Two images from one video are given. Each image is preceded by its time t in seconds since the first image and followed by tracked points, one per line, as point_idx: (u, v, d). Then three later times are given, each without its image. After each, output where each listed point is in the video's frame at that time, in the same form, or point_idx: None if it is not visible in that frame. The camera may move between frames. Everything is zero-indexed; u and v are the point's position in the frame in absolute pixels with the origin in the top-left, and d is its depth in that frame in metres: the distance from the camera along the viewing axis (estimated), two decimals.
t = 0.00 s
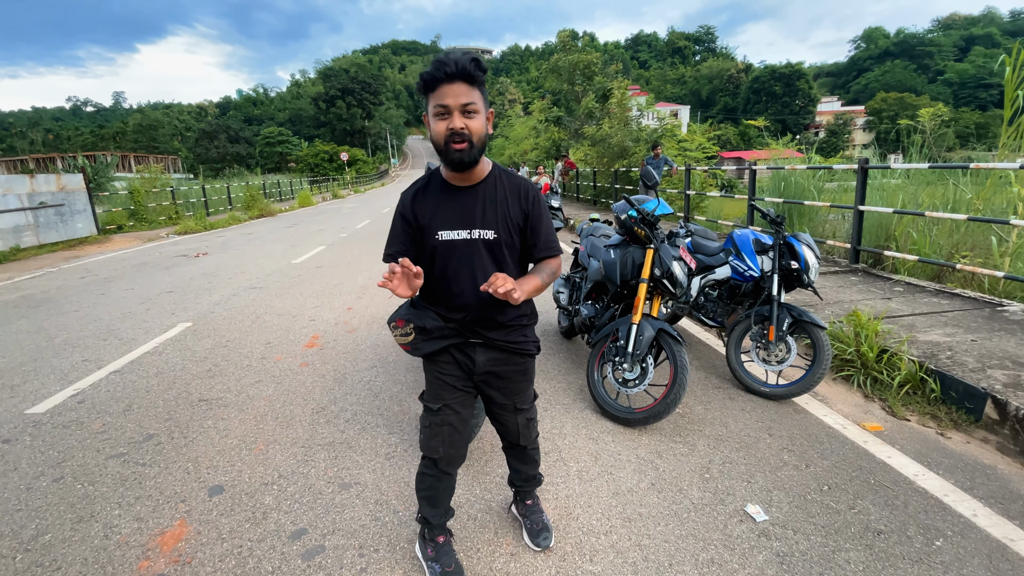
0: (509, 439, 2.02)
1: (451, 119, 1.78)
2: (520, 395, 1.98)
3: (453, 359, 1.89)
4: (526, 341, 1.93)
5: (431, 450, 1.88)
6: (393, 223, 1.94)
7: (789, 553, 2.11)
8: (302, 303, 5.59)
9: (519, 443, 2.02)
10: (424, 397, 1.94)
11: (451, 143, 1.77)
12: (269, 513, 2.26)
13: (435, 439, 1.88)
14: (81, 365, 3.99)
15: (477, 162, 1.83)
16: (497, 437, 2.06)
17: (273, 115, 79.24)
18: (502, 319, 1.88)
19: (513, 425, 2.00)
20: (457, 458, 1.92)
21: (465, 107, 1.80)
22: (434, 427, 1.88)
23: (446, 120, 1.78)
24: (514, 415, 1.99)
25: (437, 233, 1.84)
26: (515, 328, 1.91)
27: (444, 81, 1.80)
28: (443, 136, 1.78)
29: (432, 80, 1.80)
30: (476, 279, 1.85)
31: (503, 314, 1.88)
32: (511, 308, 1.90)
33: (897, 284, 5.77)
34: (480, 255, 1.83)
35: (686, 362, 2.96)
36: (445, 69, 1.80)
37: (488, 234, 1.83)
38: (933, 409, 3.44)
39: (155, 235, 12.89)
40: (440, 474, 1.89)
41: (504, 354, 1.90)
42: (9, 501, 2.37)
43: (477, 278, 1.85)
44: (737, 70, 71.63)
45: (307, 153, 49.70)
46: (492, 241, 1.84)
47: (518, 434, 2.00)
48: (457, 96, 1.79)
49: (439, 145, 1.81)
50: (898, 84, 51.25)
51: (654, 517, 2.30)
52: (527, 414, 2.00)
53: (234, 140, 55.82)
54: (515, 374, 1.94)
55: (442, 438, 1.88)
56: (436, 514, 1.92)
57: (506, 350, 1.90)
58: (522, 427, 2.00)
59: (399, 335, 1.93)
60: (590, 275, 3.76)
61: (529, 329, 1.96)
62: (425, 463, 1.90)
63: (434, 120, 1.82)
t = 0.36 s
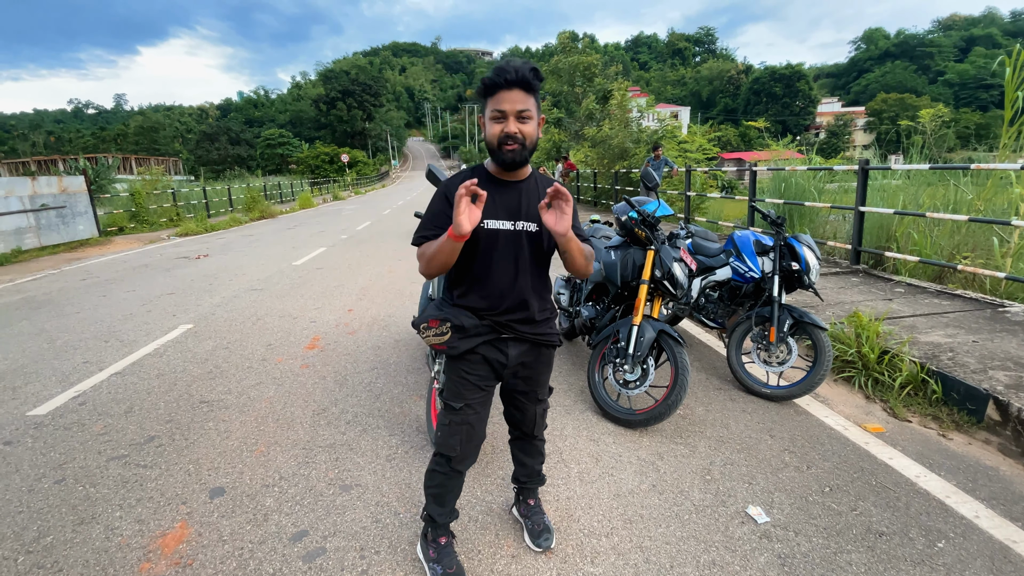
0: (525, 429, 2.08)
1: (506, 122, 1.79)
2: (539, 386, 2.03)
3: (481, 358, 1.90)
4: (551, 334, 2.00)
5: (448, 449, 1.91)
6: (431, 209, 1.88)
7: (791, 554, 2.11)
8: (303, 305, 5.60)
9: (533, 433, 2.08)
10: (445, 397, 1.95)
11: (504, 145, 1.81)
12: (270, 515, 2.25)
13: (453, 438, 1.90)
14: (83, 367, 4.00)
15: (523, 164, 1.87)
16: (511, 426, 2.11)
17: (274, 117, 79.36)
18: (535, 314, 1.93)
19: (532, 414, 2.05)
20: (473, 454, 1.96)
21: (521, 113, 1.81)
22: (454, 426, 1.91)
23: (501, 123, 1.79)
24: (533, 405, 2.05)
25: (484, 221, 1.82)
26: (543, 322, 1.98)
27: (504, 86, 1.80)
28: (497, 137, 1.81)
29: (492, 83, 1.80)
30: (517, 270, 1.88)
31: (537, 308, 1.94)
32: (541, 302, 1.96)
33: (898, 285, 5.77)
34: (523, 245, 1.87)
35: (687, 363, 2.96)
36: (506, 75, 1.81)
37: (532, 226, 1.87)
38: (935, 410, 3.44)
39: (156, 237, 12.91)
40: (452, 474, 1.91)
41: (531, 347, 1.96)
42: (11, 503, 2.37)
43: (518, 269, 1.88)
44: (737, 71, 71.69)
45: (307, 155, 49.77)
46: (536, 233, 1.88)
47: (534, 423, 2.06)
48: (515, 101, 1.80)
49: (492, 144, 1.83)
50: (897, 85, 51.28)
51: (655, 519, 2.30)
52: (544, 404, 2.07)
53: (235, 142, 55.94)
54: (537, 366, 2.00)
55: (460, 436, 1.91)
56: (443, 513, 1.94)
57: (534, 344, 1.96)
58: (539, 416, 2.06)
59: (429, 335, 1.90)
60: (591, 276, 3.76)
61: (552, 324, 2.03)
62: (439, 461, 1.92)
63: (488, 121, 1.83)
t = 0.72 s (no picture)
0: (531, 424, 2.09)
1: (536, 125, 1.86)
2: (546, 381, 2.05)
3: (492, 354, 1.91)
4: (559, 335, 2.02)
5: (457, 443, 1.91)
6: (452, 207, 1.88)
7: (794, 554, 2.11)
8: (305, 305, 5.60)
9: (539, 429, 2.09)
10: (455, 392, 1.95)
11: (532, 146, 1.85)
12: (273, 515, 2.25)
13: (462, 432, 1.91)
14: (85, 367, 4.00)
15: (547, 170, 1.91)
16: (517, 422, 2.12)
17: (275, 117, 79.43)
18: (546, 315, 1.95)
19: (539, 409, 2.07)
20: (482, 449, 1.97)
21: (551, 118, 1.88)
22: (464, 420, 1.91)
23: (534, 126, 1.85)
24: (539, 400, 2.06)
25: (503, 223, 1.86)
26: (552, 325, 2.00)
27: (538, 91, 1.88)
28: (525, 138, 1.86)
29: (527, 89, 1.88)
30: (532, 273, 1.90)
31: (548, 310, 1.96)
32: (552, 305, 1.98)
33: (900, 285, 5.76)
34: (540, 250, 1.90)
35: (689, 363, 2.95)
36: (541, 81, 1.88)
37: (550, 232, 1.91)
38: (938, 410, 3.43)
39: (157, 237, 12.92)
40: (459, 467, 1.92)
41: (540, 344, 1.98)
42: (14, 504, 2.37)
43: (533, 272, 1.90)
44: (738, 70, 71.67)
45: (309, 155, 49.81)
46: (552, 239, 1.92)
47: (540, 418, 2.07)
48: (547, 107, 1.88)
49: (519, 145, 1.87)
50: (898, 84, 51.25)
51: (658, 519, 2.30)
52: (551, 399, 2.08)
53: (236, 143, 56.01)
54: (545, 363, 2.01)
55: (468, 430, 1.92)
56: (449, 509, 1.94)
57: (542, 342, 1.97)
58: (546, 411, 2.08)
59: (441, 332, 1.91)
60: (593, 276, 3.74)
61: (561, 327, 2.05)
62: (447, 455, 1.93)
63: (519, 124, 1.89)
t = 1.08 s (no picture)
0: (533, 420, 2.08)
1: (541, 117, 1.86)
2: (548, 376, 2.03)
3: (494, 346, 1.90)
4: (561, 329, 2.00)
5: (461, 434, 1.91)
6: (459, 200, 1.88)
7: (798, 552, 2.09)
8: (305, 303, 5.59)
9: (541, 425, 2.08)
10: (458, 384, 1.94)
11: (537, 138, 1.85)
12: (274, 514, 2.24)
13: (466, 423, 1.90)
14: (85, 366, 3.99)
15: (553, 163, 1.89)
16: (519, 417, 2.11)
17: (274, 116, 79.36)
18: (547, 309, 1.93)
19: (541, 405, 2.05)
20: (486, 442, 1.96)
21: (555, 110, 1.88)
22: (467, 411, 1.90)
23: (538, 119, 1.85)
24: (541, 396, 2.04)
25: (507, 216, 1.85)
26: (554, 320, 1.98)
27: (542, 84, 1.89)
28: (531, 130, 1.86)
29: (531, 82, 1.89)
30: (534, 267, 1.89)
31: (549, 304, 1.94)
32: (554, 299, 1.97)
33: (902, 281, 5.75)
34: (543, 245, 1.89)
35: (691, 360, 2.93)
36: (545, 75, 1.89)
37: (553, 228, 1.89)
38: (941, 406, 3.43)
39: (157, 236, 12.91)
40: (465, 460, 1.92)
41: (542, 338, 1.96)
42: (13, 502, 2.36)
43: (536, 266, 1.89)
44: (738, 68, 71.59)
45: (309, 154, 49.76)
46: (555, 235, 1.91)
47: (542, 415, 2.06)
48: (551, 99, 1.88)
49: (524, 138, 1.87)
50: (899, 81, 51.22)
51: (660, 516, 2.28)
52: (553, 395, 2.07)
53: (236, 141, 55.96)
54: (547, 358, 2.00)
55: (472, 422, 1.91)
56: (458, 502, 1.94)
57: (544, 336, 1.96)
58: (548, 407, 2.06)
59: (443, 323, 1.92)
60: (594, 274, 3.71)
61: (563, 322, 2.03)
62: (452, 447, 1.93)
63: (525, 117, 1.90)
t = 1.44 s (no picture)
0: (536, 421, 2.06)
1: (528, 114, 1.83)
2: (549, 376, 2.01)
3: (495, 346, 1.92)
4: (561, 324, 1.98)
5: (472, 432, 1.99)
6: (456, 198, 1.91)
7: (802, 553, 2.07)
8: (305, 303, 5.57)
9: (543, 426, 2.06)
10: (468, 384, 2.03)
11: (527, 135, 1.82)
12: (272, 516, 2.22)
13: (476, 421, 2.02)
14: (83, 366, 3.97)
15: (545, 157, 1.89)
16: (523, 418, 2.10)
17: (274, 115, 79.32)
18: (545, 305, 1.92)
19: (543, 405, 2.03)
20: (492, 438, 2.04)
21: (541, 105, 1.84)
22: (474, 411, 2.01)
23: (524, 114, 1.82)
24: (544, 397, 2.03)
25: (501, 210, 1.85)
26: (554, 316, 1.95)
27: (525, 81, 1.85)
28: (519, 129, 1.83)
29: (514, 81, 1.86)
30: (529, 260, 1.88)
31: (547, 300, 1.93)
32: (552, 293, 1.95)
33: (904, 280, 5.73)
34: (538, 237, 1.87)
35: (693, 360, 2.91)
36: (527, 72, 1.85)
37: (548, 221, 1.88)
38: (944, 405, 3.41)
39: (156, 236, 12.88)
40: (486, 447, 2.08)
41: (541, 336, 1.94)
42: (10, 504, 2.34)
43: (531, 260, 1.88)
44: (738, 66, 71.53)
45: (308, 154, 49.72)
46: (550, 227, 1.89)
47: (543, 416, 2.04)
48: (536, 94, 1.84)
49: (515, 136, 1.86)
50: (899, 80, 51.18)
51: (663, 517, 2.26)
52: (555, 395, 2.04)
53: (235, 141, 55.92)
54: (549, 358, 1.98)
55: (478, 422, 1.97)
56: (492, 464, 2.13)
57: (544, 333, 1.94)
58: (550, 408, 2.04)
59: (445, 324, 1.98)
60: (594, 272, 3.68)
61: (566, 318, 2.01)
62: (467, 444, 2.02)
63: (513, 116, 1.87)
